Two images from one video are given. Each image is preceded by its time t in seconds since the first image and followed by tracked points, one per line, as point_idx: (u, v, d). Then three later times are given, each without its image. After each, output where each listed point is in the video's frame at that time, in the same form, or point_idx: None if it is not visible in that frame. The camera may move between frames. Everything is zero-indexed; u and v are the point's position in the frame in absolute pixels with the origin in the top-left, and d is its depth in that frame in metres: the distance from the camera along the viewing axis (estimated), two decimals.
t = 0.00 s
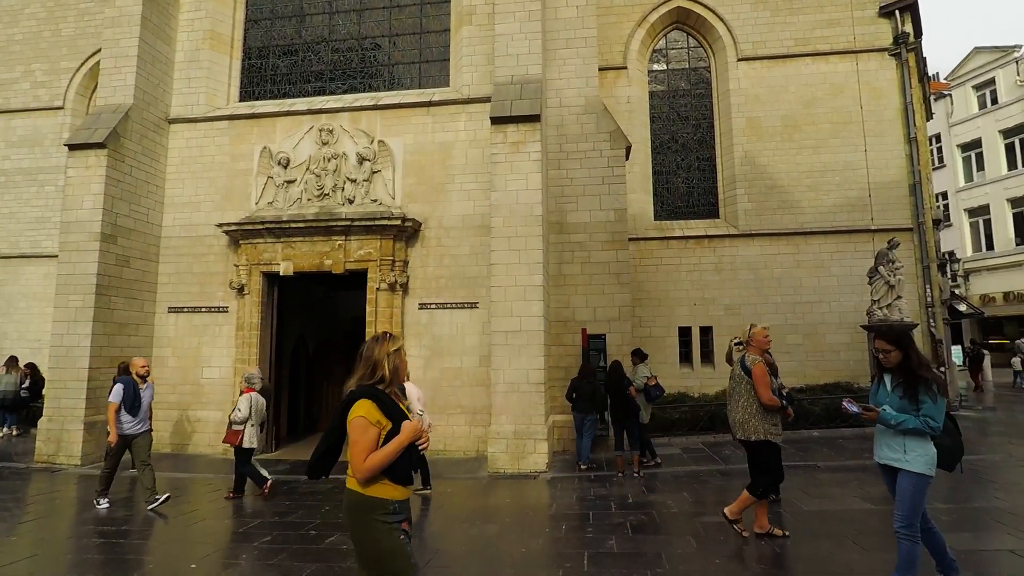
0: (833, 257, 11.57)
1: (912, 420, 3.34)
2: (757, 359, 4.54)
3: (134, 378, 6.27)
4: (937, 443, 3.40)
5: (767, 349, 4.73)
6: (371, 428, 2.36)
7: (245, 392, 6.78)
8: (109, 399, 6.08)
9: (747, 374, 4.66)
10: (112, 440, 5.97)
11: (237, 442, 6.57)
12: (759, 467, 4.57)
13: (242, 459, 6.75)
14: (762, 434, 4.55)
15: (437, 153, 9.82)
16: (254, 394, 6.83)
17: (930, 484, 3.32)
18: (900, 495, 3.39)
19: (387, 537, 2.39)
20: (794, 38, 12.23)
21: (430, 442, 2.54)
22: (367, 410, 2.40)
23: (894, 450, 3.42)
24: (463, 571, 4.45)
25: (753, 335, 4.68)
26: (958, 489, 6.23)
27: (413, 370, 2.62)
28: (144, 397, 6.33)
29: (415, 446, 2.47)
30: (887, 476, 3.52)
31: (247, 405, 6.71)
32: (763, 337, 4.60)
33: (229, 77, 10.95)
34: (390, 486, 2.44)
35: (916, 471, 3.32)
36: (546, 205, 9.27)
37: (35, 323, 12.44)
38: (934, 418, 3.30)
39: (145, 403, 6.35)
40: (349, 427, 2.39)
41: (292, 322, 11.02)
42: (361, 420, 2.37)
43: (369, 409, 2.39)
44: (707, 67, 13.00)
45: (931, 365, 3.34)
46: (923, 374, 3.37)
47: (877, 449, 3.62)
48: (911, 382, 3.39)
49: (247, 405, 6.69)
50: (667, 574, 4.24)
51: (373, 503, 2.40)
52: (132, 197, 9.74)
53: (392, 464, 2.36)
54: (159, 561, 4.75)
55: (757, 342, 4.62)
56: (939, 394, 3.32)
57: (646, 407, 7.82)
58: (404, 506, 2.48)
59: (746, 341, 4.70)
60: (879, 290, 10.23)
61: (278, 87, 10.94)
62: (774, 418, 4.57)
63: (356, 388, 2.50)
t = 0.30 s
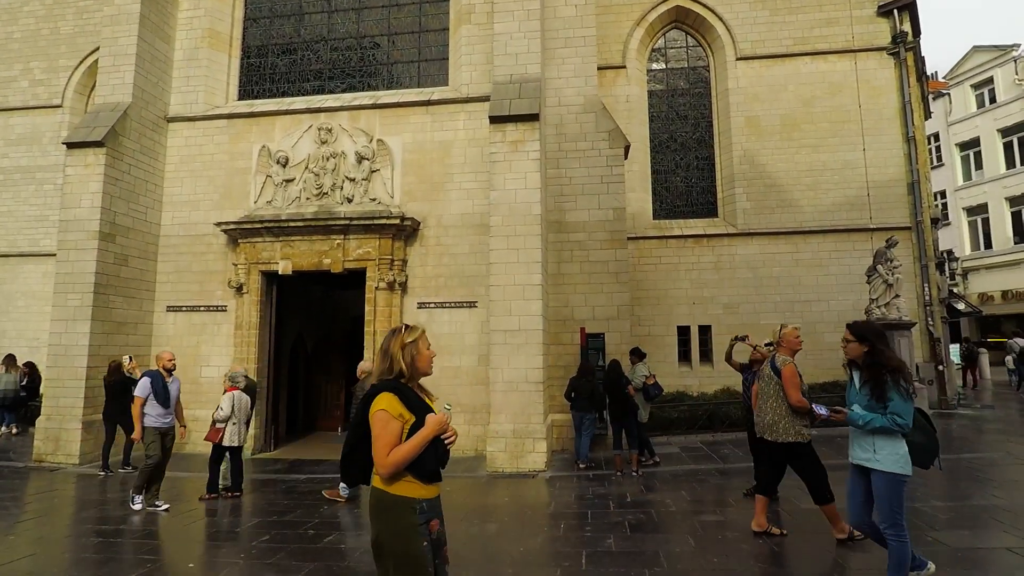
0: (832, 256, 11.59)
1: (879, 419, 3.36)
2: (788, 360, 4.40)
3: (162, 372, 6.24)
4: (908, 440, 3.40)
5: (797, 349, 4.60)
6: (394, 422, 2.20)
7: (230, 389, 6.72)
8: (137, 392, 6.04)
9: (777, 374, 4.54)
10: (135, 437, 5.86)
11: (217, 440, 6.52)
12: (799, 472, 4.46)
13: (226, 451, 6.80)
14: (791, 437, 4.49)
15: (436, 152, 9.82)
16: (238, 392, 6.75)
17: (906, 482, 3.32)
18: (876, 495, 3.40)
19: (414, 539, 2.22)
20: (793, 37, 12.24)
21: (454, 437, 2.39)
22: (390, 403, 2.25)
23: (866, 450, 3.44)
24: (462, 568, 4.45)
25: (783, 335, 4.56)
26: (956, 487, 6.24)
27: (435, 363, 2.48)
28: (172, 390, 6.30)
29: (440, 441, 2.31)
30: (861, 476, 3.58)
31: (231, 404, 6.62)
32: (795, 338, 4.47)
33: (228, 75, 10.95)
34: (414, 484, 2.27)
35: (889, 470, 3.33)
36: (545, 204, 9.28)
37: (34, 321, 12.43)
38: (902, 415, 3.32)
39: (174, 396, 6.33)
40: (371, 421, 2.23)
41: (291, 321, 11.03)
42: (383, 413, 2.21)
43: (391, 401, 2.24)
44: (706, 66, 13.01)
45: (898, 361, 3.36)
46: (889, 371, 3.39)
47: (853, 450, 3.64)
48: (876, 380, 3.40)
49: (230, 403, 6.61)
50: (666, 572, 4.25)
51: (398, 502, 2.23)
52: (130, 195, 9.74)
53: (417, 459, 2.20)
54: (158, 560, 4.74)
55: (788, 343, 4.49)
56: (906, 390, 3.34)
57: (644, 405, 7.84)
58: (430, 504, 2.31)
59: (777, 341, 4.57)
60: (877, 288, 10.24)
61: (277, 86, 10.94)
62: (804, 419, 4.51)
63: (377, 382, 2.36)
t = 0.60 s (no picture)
0: (829, 257, 11.62)
1: (838, 424, 3.32)
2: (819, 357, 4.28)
3: (182, 377, 6.09)
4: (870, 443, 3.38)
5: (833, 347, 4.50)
6: (395, 422, 2.15)
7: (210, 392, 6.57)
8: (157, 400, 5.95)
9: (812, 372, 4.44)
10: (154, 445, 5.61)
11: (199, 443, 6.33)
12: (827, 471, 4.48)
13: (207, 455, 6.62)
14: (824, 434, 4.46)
15: (434, 152, 9.81)
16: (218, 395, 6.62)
17: (870, 485, 3.29)
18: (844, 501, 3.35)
19: (417, 545, 2.13)
20: (790, 38, 12.26)
21: (468, 442, 2.24)
22: (395, 403, 2.20)
23: (829, 455, 3.40)
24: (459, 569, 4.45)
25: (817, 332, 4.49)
26: (951, 487, 6.26)
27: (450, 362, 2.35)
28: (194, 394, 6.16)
29: (446, 446, 2.18)
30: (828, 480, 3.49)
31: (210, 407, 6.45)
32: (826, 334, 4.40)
33: (225, 74, 10.91)
34: (420, 488, 2.18)
35: (854, 475, 3.30)
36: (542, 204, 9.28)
37: (29, 321, 12.37)
38: (859, 419, 3.31)
39: (197, 400, 6.21)
40: (378, 420, 2.23)
41: (288, 320, 11.01)
42: (386, 413, 2.18)
43: (395, 401, 2.20)
44: (704, 67, 13.02)
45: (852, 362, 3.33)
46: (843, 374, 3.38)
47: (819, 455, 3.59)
48: (833, 384, 3.38)
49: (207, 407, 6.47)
50: (662, 572, 4.26)
51: (404, 506, 2.18)
52: (126, 195, 9.70)
53: (415, 463, 2.11)
54: (153, 561, 4.73)
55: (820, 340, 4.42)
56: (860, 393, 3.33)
57: (640, 405, 7.89)
58: (440, 511, 2.20)
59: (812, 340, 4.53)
60: (873, 289, 10.27)
61: (274, 85, 10.92)
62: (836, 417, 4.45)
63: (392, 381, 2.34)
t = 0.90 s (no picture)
0: (822, 256, 11.69)
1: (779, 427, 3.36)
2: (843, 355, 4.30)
3: (204, 369, 6.05)
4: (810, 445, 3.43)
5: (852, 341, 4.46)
6: (416, 425, 2.16)
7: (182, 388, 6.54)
8: (182, 391, 5.83)
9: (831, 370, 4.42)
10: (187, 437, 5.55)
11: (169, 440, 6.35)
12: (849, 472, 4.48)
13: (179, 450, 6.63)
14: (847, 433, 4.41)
15: (429, 148, 9.77)
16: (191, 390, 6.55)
17: (804, 485, 3.37)
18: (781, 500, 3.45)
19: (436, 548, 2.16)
20: (784, 38, 12.31)
21: (491, 450, 2.16)
22: (418, 404, 2.21)
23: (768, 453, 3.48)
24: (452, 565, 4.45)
25: (838, 328, 4.39)
26: (941, 484, 6.32)
27: (476, 365, 2.29)
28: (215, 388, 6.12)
29: (463, 452, 2.14)
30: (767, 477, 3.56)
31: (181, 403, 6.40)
32: (849, 329, 4.32)
33: (218, 69, 10.83)
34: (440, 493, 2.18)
35: (788, 473, 3.39)
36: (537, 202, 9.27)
37: (17, 318, 12.24)
38: (796, 420, 3.34)
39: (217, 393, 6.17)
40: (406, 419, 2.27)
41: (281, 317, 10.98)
42: (410, 413, 2.21)
43: (419, 403, 2.21)
44: (698, 66, 13.05)
45: (795, 363, 3.38)
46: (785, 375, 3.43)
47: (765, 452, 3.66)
48: (774, 385, 3.44)
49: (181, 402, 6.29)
50: (655, 568, 4.28)
51: (430, 508, 2.21)
52: (117, 190, 9.61)
53: (427, 467, 2.12)
54: (144, 560, 4.69)
55: (843, 336, 4.36)
56: (801, 394, 3.38)
57: (633, 403, 7.88)
58: (460, 519, 2.19)
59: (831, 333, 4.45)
60: (864, 288, 10.34)
61: (268, 80, 10.85)
62: (857, 414, 4.44)
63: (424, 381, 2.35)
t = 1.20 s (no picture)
0: (798, 258, 11.88)
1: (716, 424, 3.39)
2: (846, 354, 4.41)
3: (217, 373, 5.91)
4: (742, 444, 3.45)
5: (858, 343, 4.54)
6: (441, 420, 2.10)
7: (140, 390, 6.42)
8: (195, 396, 5.62)
9: (835, 369, 4.54)
10: (207, 443, 5.61)
11: (128, 443, 6.20)
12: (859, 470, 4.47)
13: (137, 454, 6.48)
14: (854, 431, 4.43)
15: (410, 147, 9.72)
16: (150, 393, 6.43)
17: (726, 481, 3.40)
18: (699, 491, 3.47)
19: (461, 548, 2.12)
20: (763, 43, 12.49)
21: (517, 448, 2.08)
22: (445, 399, 2.16)
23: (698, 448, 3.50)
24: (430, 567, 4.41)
25: (841, 329, 4.51)
26: (911, 481, 6.46)
27: (504, 360, 2.20)
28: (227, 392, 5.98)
29: (488, 449, 2.07)
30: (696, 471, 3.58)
31: (139, 405, 6.28)
32: (853, 330, 4.41)
33: (194, 63, 10.63)
34: (465, 491, 2.12)
35: (713, 469, 3.41)
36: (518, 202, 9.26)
37: None
38: (733, 417, 3.37)
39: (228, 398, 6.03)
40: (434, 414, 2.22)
41: (259, 316, 10.83)
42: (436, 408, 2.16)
43: (445, 397, 2.16)
44: (679, 69, 13.17)
45: (729, 362, 3.44)
46: (720, 373, 3.47)
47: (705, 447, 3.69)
48: (711, 383, 3.49)
49: (139, 404, 6.28)
50: (633, 567, 4.30)
51: (455, 509, 2.16)
52: (89, 186, 9.37)
53: (451, 463, 2.07)
54: (113, 564, 4.58)
55: (846, 336, 4.45)
56: (735, 392, 3.41)
57: (613, 403, 7.89)
58: (485, 518, 2.13)
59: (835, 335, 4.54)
60: (839, 290, 10.53)
61: (246, 76, 10.69)
62: (863, 414, 4.46)
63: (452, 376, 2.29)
